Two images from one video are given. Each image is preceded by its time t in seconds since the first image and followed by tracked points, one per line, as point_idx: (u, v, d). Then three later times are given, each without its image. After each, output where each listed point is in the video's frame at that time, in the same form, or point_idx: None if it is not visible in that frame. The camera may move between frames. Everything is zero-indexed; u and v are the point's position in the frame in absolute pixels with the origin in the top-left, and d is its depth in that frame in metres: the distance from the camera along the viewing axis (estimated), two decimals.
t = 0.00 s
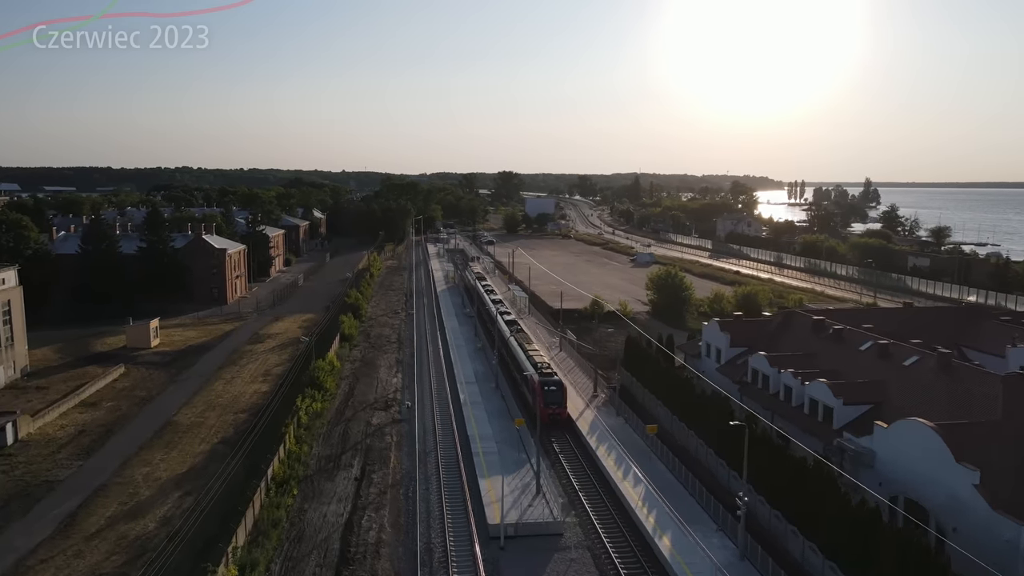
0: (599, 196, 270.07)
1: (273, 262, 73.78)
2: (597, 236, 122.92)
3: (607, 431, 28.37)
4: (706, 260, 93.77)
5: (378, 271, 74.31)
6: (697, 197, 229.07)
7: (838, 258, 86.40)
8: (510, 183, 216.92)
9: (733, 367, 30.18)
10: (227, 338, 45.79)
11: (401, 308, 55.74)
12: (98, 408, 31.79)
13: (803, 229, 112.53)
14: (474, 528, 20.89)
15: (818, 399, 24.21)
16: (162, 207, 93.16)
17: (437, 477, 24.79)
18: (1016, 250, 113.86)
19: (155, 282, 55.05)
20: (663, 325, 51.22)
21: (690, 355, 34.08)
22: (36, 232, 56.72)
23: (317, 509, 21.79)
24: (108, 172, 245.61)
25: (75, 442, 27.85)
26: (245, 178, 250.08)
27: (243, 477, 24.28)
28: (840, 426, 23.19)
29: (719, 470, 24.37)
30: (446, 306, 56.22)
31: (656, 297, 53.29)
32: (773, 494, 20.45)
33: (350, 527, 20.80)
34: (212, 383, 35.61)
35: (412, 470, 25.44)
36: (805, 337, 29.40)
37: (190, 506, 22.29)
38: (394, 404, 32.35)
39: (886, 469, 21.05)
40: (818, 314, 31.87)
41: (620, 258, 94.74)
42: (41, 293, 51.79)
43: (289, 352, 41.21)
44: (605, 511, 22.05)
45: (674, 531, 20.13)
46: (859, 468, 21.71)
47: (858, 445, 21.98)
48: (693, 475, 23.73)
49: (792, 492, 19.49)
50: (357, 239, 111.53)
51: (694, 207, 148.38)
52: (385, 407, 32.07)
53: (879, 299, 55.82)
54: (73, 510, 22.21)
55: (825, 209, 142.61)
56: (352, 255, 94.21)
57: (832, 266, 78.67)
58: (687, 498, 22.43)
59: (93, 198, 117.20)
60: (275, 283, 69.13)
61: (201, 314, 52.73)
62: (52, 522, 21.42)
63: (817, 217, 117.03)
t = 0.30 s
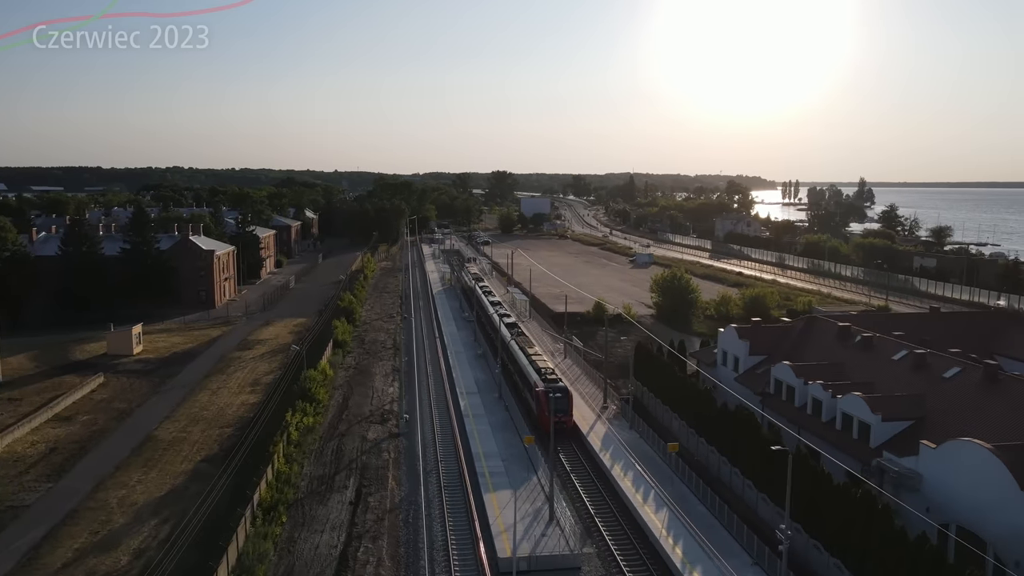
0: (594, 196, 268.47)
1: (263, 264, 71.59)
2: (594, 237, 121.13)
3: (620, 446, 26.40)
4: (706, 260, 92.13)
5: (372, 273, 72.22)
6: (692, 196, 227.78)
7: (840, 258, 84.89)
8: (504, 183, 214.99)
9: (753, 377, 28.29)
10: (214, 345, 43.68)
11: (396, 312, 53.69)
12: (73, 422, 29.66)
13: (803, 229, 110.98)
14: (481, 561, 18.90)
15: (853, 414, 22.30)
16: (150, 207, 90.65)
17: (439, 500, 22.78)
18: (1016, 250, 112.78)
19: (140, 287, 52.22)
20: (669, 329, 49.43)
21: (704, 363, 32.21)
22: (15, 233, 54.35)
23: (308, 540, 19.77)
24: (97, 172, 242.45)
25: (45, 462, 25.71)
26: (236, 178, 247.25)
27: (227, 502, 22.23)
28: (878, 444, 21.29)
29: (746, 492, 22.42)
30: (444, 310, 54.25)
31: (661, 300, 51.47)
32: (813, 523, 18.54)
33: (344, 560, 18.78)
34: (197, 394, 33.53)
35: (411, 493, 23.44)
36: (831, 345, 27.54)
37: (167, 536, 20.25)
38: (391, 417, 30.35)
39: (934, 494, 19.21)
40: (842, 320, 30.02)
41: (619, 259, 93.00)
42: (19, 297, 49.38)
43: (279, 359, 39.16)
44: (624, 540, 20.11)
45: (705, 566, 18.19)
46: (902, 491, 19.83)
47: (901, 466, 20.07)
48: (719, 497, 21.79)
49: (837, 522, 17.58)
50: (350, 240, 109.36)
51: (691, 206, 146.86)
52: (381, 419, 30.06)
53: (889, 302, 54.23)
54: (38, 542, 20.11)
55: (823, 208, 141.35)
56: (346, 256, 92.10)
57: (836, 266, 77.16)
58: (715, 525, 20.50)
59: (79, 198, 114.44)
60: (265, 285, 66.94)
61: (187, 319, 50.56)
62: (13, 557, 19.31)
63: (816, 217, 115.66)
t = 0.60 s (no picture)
0: (582, 196, 267.25)
1: (247, 265, 69.48)
2: (584, 237, 119.62)
3: (626, 462, 24.75)
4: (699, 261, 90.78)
5: (359, 275, 70.28)
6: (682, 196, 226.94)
7: (835, 259, 83.75)
8: (492, 183, 213.25)
9: (764, 387, 26.76)
10: (193, 352, 41.67)
11: (385, 316, 51.82)
12: (38, 438, 27.63)
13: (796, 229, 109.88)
14: None
15: (878, 429, 20.76)
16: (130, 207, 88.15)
17: (433, 526, 21.03)
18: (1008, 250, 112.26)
19: (117, 290, 50.26)
20: (667, 333, 47.91)
21: (710, 370, 30.67)
22: None
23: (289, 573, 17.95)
24: (79, 171, 238.62)
25: (5, 483, 23.72)
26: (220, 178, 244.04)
27: (201, 530, 20.38)
28: (907, 462, 19.77)
29: (765, 513, 20.81)
30: (434, 313, 52.42)
31: (659, 303, 49.89)
32: (845, 552, 16.94)
33: None
34: (173, 406, 31.58)
35: (403, 517, 21.68)
36: (847, 353, 26.03)
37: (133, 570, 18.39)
38: (381, 430, 28.56)
39: (973, 519, 17.66)
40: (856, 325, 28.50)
41: (611, 259, 91.49)
42: None
43: (261, 367, 37.23)
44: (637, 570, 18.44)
45: None
46: (936, 514, 18.32)
47: (935, 488, 18.53)
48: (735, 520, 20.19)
49: (876, 553, 15.97)
50: (337, 240, 107.26)
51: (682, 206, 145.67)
52: (370, 433, 28.28)
53: (891, 304, 52.95)
54: None
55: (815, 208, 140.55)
56: (333, 257, 90.04)
57: (832, 267, 75.97)
58: (734, 552, 18.88)
59: (58, 198, 111.53)
60: (249, 288, 64.85)
61: (166, 324, 48.48)
62: None
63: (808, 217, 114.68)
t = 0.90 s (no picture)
0: (573, 196, 266.36)
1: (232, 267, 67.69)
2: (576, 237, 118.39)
3: (631, 475, 23.37)
4: (693, 261, 89.77)
5: (348, 276, 68.63)
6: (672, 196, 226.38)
7: (830, 258, 82.94)
8: (482, 182, 212.04)
9: (774, 395, 25.53)
10: (174, 358, 40.01)
11: (374, 320, 50.28)
12: (4, 453, 25.95)
13: (789, 229, 109.09)
14: None
15: (901, 443, 19.52)
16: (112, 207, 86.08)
17: (428, 548, 19.61)
18: (1000, 250, 112.03)
19: (94, 292, 49.02)
20: (665, 336, 46.70)
21: (715, 376, 29.40)
22: None
23: None
24: (63, 170, 235.14)
25: None
26: (207, 178, 241.64)
27: (176, 555, 18.87)
28: (933, 479, 18.52)
29: (782, 533, 19.46)
30: (425, 316, 50.92)
31: (656, 305, 48.65)
32: None
33: None
34: (151, 417, 29.96)
35: (394, 538, 20.24)
36: (860, 359, 24.82)
37: None
38: (370, 443, 27.09)
39: (1010, 541, 16.38)
40: (867, 329, 27.27)
41: (604, 259, 90.31)
42: None
43: (244, 375, 35.64)
44: None
45: None
46: (968, 535, 17.07)
47: (967, 507, 17.26)
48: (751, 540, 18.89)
49: None
50: (325, 241, 105.47)
51: (673, 206, 144.82)
52: (359, 446, 26.77)
53: (891, 305, 52.02)
54: None
55: (807, 208, 140.01)
56: (321, 258, 88.31)
57: (828, 267, 75.15)
58: None
59: (39, 198, 109.17)
60: (234, 290, 63.13)
61: (147, 328, 46.75)
62: None
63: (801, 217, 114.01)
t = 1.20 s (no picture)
0: (566, 196, 265.32)
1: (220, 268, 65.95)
2: (571, 237, 117.08)
3: (639, 493, 21.92)
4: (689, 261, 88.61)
5: (339, 278, 67.04)
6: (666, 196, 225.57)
7: (829, 259, 81.95)
8: (475, 182, 210.63)
9: (788, 405, 24.19)
10: (157, 364, 38.39)
11: (366, 323, 48.71)
12: None
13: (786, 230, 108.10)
14: None
15: (932, 460, 18.20)
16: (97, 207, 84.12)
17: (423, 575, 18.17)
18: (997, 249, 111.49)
19: (74, 295, 47.49)
20: (666, 339, 45.40)
21: (723, 384, 28.04)
22: None
23: None
24: (51, 169, 232.08)
25: None
26: (197, 178, 239.29)
27: None
28: (968, 500, 17.20)
29: (804, 558, 18.07)
30: (418, 319, 49.42)
31: (656, 308, 47.34)
32: None
33: None
34: (129, 429, 28.37)
35: (387, 563, 18.80)
36: (878, 367, 23.48)
37: None
38: (361, 456, 25.63)
39: None
40: (883, 334, 25.96)
41: (599, 260, 89.02)
42: None
43: (229, 383, 34.09)
44: None
45: None
46: (1010, 563, 15.73)
47: (1008, 532, 15.93)
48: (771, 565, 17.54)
49: None
50: (316, 241, 103.76)
51: (668, 206, 143.80)
52: (349, 460, 25.27)
53: (895, 307, 50.95)
54: None
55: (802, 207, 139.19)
56: (312, 259, 86.62)
57: (827, 267, 74.15)
58: None
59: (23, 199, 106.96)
60: (222, 292, 61.46)
61: (130, 333, 45.07)
62: None
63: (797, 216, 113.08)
